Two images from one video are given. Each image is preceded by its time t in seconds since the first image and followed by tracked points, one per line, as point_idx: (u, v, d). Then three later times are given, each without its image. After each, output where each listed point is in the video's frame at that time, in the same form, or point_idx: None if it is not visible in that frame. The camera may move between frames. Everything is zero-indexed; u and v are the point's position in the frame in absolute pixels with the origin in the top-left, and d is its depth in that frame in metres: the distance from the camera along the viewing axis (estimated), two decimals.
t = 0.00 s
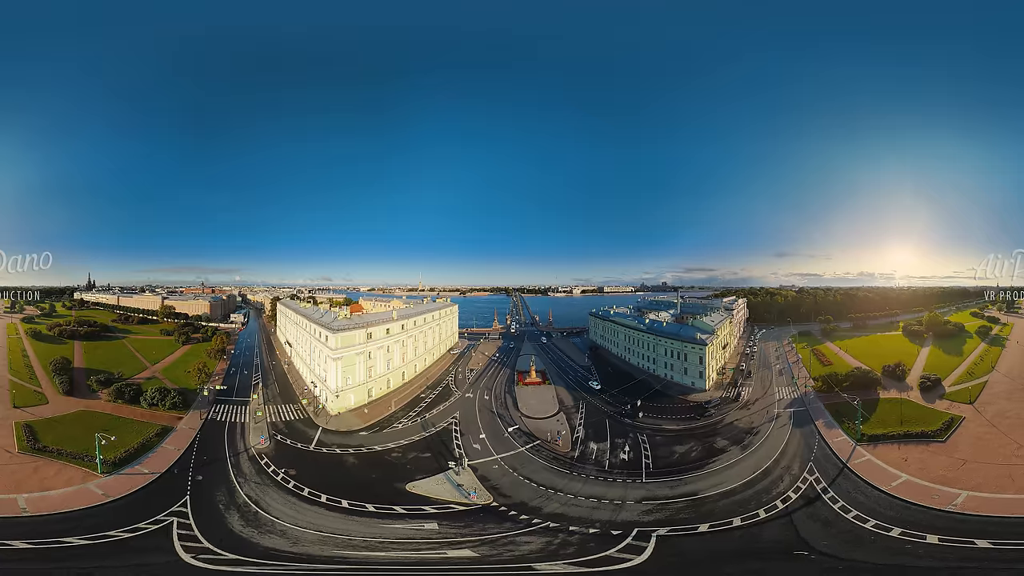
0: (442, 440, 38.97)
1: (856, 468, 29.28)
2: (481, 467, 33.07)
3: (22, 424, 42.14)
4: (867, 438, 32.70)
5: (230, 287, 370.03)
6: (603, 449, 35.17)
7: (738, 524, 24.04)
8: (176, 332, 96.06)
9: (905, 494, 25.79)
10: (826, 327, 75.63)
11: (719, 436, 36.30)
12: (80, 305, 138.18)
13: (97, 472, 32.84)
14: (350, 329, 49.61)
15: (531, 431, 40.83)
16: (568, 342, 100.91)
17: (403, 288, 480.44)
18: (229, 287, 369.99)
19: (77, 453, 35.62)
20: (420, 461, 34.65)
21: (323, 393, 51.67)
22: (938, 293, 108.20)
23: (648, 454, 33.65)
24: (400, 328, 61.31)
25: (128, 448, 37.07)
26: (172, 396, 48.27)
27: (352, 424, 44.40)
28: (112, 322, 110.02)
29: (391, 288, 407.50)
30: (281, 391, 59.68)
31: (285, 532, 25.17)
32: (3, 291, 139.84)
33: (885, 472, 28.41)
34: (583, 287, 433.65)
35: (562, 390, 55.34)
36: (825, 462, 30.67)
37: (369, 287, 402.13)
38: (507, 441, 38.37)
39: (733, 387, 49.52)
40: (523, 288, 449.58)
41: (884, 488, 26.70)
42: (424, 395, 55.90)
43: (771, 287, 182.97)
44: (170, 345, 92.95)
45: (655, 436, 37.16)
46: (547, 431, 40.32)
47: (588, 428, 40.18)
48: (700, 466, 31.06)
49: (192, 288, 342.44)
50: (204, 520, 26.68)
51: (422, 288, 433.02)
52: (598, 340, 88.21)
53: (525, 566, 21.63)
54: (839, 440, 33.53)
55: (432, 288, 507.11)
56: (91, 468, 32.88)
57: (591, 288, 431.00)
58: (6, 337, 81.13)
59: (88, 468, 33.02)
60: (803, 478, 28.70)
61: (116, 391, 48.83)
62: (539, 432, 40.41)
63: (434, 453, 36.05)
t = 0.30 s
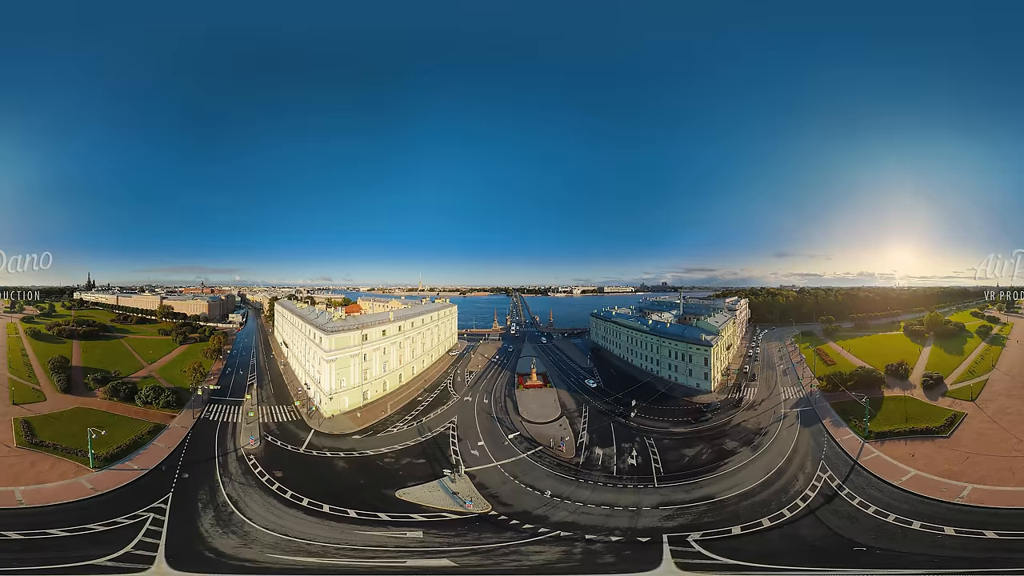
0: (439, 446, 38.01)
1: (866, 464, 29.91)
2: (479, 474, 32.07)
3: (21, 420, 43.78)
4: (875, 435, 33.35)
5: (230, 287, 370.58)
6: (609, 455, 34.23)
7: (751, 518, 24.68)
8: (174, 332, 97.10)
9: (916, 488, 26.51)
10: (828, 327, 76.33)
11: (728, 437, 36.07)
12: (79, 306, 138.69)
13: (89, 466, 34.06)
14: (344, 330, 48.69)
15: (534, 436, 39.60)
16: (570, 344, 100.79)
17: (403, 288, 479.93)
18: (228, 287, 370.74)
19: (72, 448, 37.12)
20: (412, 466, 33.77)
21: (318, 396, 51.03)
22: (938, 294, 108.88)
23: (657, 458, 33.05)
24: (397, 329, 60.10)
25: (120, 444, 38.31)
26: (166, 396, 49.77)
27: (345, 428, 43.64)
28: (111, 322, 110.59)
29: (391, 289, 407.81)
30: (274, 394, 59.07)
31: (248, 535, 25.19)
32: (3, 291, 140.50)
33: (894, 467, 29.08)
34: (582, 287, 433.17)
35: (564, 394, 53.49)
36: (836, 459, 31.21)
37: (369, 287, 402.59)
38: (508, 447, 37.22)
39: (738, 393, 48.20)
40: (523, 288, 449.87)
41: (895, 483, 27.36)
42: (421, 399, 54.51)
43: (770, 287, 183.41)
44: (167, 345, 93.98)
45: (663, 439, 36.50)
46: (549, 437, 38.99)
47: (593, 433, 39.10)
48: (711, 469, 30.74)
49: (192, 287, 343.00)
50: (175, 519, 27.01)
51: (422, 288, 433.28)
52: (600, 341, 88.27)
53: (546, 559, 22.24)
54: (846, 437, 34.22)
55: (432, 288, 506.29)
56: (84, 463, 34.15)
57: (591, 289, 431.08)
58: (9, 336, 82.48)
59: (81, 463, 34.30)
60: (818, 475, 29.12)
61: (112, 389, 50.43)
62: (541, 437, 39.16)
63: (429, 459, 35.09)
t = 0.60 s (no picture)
0: (436, 451, 37.17)
1: (875, 461, 30.50)
2: (476, 482, 31.17)
3: (19, 416, 45.15)
4: (882, 432, 33.93)
5: (229, 287, 371.35)
6: (616, 461, 33.40)
7: (767, 512, 25.30)
8: (172, 332, 97.93)
9: (924, 482, 27.18)
10: (831, 327, 76.67)
11: (737, 440, 35.78)
12: (79, 306, 139.22)
13: (83, 461, 35.49)
14: (338, 332, 48.26)
15: (535, 442, 38.49)
16: (571, 345, 100.61)
17: (403, 288, 479.86)
18: (228, 287, 371.39)
19: (68, 443, 38.58)
20: (404, 472, 33.11)
21: (312, 398, 50.59)
22: (939, 295, 109.33)
23: (667, 463, 32.49)
24: (393, 331, 59.22)
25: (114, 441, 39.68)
26: (161, 395, 51.53)
27: (338, 431, 43.06)
28: (110, 322, 111.16)
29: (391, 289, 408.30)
30: (268, 394, 59.57)
31: (210, 537, 25.48)
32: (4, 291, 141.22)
33: (901, 463, 29.66)
34: (583, 287, 433.36)
35: (565, 398, 52.19)
36: (845, 456, 31.71)
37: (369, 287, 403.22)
38: (510, 453, 36.19)
39: (742, 398, 47.03)
40: (523, 288, 450.07)
41: (906, 477, 27.97)
42: (418, 402, 53.48)
43: (771, 287, 183.38)
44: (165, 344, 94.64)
45: (671, 443, 35.94)
46: (552, 443, 37.87)
47: (598, 438, 38.14)
48: (726, 472, 30.51)
49: (192, 287, 343.76)
50: (149, 517, 27.61)
51: (422, 288, 433.55)
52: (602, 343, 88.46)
53: (562, 551, 22.76)
54: (853, 436, 34.61)
55: (431, 288, 506.14)
56: (78, 458, 35.55)
57: (591, 289, 431.67)
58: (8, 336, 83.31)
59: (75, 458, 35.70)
60: (832, 473, 29.57)
61: (108, 387, 51.94)
62: (542, 443, 38.08)
63: (423, 465, 34.29)
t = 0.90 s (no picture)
0: (433, 456, 36.36)
1: (884, 456, 31.15)
2: (473, 489, 30.32)
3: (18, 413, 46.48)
4: (888, 429, 34.63)
5: (229, 287, 371.96)
6: (624, 465, 32.66)
7: (784, 509, 25.87)
8: (170, 332, 98.65)
9: (932, 476, 27.98)
10: (832, 327, 77.20)
11: (747, 441, 35.70)
12: (78, 306, 139.82)
13: (75, 456, 36.89)
14: (332, 333, 47.40)
15: (536, 447, 37.53)
16: (573, 346, 100.51)
17: (403, 288, 480.17)
18: (227, 287, 372.29)
19: (61, 439, 39.97)
20: (396, 478, 32.48)
21: (306, 400, 49.76)
22: (938, 295, 110.10)
23: (678, 466, 31.99)
24: (390, 333, 58.28)
25: (107, 438, 40.94)
26: (155, 394, 52.38)
27: (330, 434, 42.29)
28: (110, 322, 111.73)
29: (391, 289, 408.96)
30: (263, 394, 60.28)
31: (176, 535, 26.09)
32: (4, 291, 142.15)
33: (909, 458, 30.42)
34: (582, 287, 433.76)
35: (568, 402, 51.02)
36: (855, 453, 32.34)
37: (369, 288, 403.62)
38: (511, 458, 35.23)
39: (745, 402, 45.95)
40: (523, 288, 450.88)
41: (914, 472, 28.74)
42: (415, 406, 52.31)
43: (770, 287, 183.86)
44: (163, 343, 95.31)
45: (679, 446, 35.51)
46: (556, 449, 36.82)
47: (604, 443, 37.26)
48: (739, 473, 30.37)
49: (191, 288, 344.84)
50: (129, 512, 28.62)
51: (422, 288, 434.46)
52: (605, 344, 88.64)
53: (585, 544, 23.38)
54: (861, 434, 35.17)
55: (431, 288, 506.31)
56: (70, 454, 36.96)
57: (591, 290, 432.52)
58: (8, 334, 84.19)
59: (68, 454, 37.13)
60: (844, 469, 30.14)
61: (105, 385, 53.17)
62: (543, 448, 37.12)
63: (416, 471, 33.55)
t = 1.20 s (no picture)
0: (429, 462, 35.80)
1: (891, 452, 32.02)
2: (470, 498, 29.69)
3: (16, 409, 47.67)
4: (894, 426, 35.34)
5: (229, 287, 372.53)
6: (634, 470, 32.23)
7: (807, 507, 26.28)
8: (168, 332, 99.30)
9: (938, 470, 28.85)
10: (834, 327, 77.69)
11: (757, 441, 36.01)
12: (78, 306, 140.30)
13: (69, 451, 38.29)
14: (325, 335, 46.99)
15: (538, 453, 36.93)
16: (575, 348, 100.42)
17: (403, 287, 480.61)
18: (227, 287, 372.92)
19: (56, 434, 41.32)
20: (387, 484, 31.96)
21: (300, 402, 49.55)
22: (938, 295, 110.61)
23: (690, 469, 31.81)
24: (387, 334, 57.68)
25: (102, 434, 42.19)
26: (150, 392, 53.19)
27: (322, 437, 42.18)
28: (108, 322, 112.23)
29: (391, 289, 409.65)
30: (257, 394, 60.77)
31: (143, 531, 26.82)
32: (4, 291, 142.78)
33: (914, 453, 31.30)
34: (582, 287, 434.14)
35: (571, 406, 50.28)
36: (863, 450, 33.04)
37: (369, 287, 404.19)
38: (512, 466, 34.43)
39: (747, 407, 45.27)
40: (523, 288, 451.17)
41: (921, 467, 29.61)
42: (412, 410, 51.45)
43: (769, 287, 184.42)
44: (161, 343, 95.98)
45: (689, 449, 35.38)
46: (560, 455, 36.09)
47: (610, 448, 36.64)
48: (753, 474, 30.53)
49: (191, 287, 345.67)
50: (113, 506, 29.75)
51: (422, 288, 434.73)
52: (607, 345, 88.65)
53: (610, 539, 24.09)
54: (868, 431, 35.87)
55: (431, 287, 506.19)
56: (64, 449, 38.35)
57: (591, 290, 432.94)
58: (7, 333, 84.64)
59: (62, 449, 38.54)
60: (854, 466, 30.77)
61: (101, 384, 54.20)
62: (546, 454, 36.43)
63: (409, 477, 33.02)
